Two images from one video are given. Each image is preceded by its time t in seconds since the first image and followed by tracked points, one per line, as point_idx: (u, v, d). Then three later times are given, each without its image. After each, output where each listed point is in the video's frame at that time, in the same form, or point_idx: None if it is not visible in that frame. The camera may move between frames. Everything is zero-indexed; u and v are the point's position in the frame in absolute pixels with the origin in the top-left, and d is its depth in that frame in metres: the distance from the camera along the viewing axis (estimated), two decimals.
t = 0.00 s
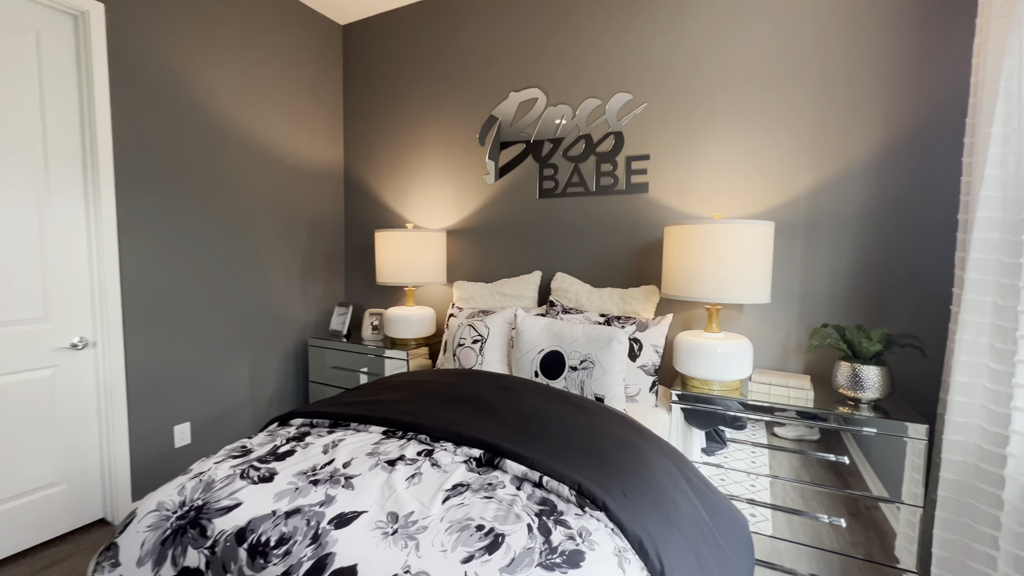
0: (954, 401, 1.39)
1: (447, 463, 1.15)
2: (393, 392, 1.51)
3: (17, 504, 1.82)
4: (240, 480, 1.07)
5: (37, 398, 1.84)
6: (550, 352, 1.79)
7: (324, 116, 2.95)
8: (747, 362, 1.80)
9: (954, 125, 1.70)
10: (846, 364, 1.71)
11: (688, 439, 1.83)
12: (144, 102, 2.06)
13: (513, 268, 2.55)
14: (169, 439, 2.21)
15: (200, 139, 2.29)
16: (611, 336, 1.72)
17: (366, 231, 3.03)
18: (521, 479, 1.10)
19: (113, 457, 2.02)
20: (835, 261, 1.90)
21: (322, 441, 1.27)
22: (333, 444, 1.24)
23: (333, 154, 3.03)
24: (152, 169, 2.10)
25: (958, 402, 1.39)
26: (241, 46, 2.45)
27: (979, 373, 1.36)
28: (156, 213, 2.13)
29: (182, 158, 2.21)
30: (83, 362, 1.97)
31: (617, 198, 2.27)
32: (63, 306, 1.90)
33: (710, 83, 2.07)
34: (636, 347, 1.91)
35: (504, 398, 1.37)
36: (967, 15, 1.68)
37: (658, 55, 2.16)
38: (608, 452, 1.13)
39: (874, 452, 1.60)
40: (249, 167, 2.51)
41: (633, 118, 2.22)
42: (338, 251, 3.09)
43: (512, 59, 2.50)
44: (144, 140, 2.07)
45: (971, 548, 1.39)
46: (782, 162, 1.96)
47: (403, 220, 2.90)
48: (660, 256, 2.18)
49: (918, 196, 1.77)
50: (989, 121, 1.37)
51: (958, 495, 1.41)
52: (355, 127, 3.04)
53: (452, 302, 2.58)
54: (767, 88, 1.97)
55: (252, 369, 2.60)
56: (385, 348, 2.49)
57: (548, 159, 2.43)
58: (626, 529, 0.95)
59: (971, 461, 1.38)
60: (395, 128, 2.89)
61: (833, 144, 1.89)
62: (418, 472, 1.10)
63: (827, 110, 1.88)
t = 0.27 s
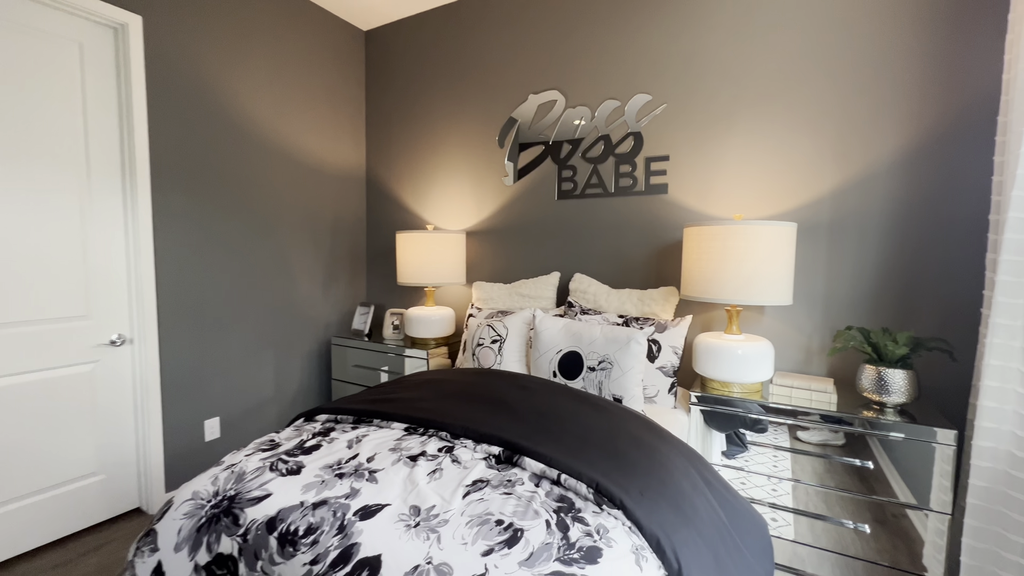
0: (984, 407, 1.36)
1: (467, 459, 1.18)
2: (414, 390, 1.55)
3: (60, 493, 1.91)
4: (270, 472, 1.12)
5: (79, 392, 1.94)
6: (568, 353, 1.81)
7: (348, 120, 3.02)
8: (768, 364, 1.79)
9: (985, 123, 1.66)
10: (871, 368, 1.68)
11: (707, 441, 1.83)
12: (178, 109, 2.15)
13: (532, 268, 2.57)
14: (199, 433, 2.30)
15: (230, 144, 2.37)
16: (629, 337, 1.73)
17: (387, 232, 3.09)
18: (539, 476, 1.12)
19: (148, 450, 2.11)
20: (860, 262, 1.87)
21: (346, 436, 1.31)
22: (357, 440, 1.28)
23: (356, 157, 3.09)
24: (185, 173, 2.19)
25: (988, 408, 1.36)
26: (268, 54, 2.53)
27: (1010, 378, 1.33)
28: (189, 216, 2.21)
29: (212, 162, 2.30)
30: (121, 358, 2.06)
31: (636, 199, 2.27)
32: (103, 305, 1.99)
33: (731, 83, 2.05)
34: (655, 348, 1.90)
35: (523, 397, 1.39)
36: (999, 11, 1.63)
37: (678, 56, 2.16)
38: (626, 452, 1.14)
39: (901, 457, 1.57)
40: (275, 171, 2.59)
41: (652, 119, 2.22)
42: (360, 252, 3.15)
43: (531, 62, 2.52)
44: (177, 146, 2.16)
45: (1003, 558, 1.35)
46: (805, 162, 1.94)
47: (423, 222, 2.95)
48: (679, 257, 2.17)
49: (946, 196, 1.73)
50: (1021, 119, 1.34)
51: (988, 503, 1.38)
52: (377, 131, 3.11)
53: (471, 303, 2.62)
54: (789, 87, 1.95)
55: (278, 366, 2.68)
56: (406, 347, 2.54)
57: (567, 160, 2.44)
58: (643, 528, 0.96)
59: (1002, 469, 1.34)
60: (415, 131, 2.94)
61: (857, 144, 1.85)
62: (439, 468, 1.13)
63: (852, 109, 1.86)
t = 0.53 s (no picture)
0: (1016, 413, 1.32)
1: (487, 456, 1.21)
2: (436, 389, 1.58)
3: (100, 483, 2.00)
4: (299, 466, 1.16)
5: (117, 386, 2.03)
6: (587, 353, 1.82)
7: (370, 123, 3.09)
8: (792, 367, 1.76)
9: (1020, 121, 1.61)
10: (898, 372, 1.65)
11: (729, 444, 1.81)
12: (209, 116, 2.23)
13: (552, 269, 2.58)
14: (228, 428, 2.38)
15: (258, 148, 2.45)
16: (649, 338, 1.73)
17: (408, 233, 3.14)
18: (559, 475, 1.14)
19: (180, 443, 2.20)
20: (887, 264, 1.83)
21: (371, 432, 1.35)
22: (381, 436, 1.32)
23: (378, 160, 3.15)
24: (216, 177, 2.27)
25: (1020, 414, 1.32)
26: (294, 61, 2.60)
27: None
28: (219, 218, 2.29)
29: (241, 167, 2.37)
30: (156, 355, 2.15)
31: (656, 200, 2.26)
32: (139, 304, 2.08)
33: (753, 83, 2.03)
34: (675, 350, 1.90)
35: (543, 397, 1.41)
36: None
37: (699, 56, 2.14)
38: (645, 453, 1.15)
39: (931, 464, 1.52)
40: (301, 174, 2.66)
41: (673, 120, 2.22)
42: (382, 253, 3.21)
43: (551, 65, 2.54)
44: (209, 150, 2.24)
45: None
46: (829, 162, 1.91)
47: (443, 223, 2.99)
48: (699, 258, 2.16)
49: (978, 196, 1.68)
50: None
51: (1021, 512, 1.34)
52: (399, 134, 3.16)
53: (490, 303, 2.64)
54: (814, 86, 1.92)
55: (302, 364, 2.75)
56: (426, 347, 2.58)
57: (586, 161, 2.45)
58: (663, 527, 0.96)
59: None
60: (436, 134, 2.98)
61: (884, 143, 1.82)
62: (461, 465, 1.15)
63: (878, 108, 1.82)
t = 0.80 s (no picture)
0: None
1: (507, 454, 1.22)
2: (456, 388, 1.60)
3: (135, 475, 2.09)
4: (323, 461, 1.20)
5: (150, 382, 2.11)
6: (605, 354, 1.82)
7: (391, 126, 3.14)
8: (815, 370, 1.72)
9: None
10: (925, 376, 1.61)
11: (750, 447, 1.78)
12: (238, 121, 2.31)
13: (570, 270, 2.59)
14: (254, 424, 2.45)
15: (283, 152, 2.51)
16: (668, 340, 1.73)
17: (428, 234, 3.18)
18: (578, 474, 1.15)
19: (209, 437, 2.27)
20: (914, 265, 1.79)
21: (392, 429, 1.38)
22: (403, 433, 1.35)
23: (398, 162, 3.21)
24: (243, 180, 2.35)
25: None
26: (318, 66, 2.67)
27: None
28: (246, 220, 2.37)
29: (267, 170, 2.45)
30: (187, 353, 2.23)
31: (675, 201, 2.25)
32: (172, 303, 2.16)
33: (775, 82, 2.01)
34: (694, 351, 1.89)
35: (561, 397, 1.42)
36: None
37: (720, 55, 2.13)
38: (664, 453, 1.15)
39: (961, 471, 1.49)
40: (324, 177, 2.73)
41: (693, 120, 2.20)
42: (402, 254, 3.26)
43: (570, 66, 2.55)
44: (237, 154, 2.32)
45: None
46: (853, 161, 1.88)
47: (462, 224, 3.02)
48: (720, 259, 2.14)
49: (1012, 195, 1.63)
50: None
51: None
52: (419, 136, 3.21)
53: (508, 304, 2.66)
54: (838, 85, 1.89)
55: (325, 362, 2.81)
56: (445, 346, 2.61)
57: (605, 163, 2.45)
58: (681, 528, 0.97)
59: None
60: (456, 136, 3.02)
61: (911, 142, 1.78)
62: (480, 462, 1.17)
63: (905, 106, 1.78)
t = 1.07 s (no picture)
0: None
1: (525, 451, 1.24)
2: (474, 386, 1.62)
3: (165, 466, 2.16)
4: (347, 454, 1.23)
5: (180, 377, 2.18)
6: (623, 354, 1.82)
7: (410, 128, 3.18)
8: (838, 370, 1.69)
9: None
10: (954, 378, 1.57)
11: (770, 449, 1.76)
12: (263, 124, 2.37)
13: (587, 270, 2.59)
14: (278, 420, 2.52)
15: (306, 154, 2.57)
16: (687, 339, 1.72)
17: (446, 234, 3.22)
18: (596, 471, 1.16)
19: (235, 432, 2.34)
20: (942, 265, 1.75)
21: (413, 425, 1.41)
22: (423, 429, 1.37)
23: (417, 164, 3.25)
24: (268, 181, 2.41)
25: None
26: (339, 70, 2.72)
27: None
28: (270, 221, 2.43)
29: (291, 172, 2.51)
30: (214, 350, 2.30)
31: (694, 200, 2.23)
32: (200, 301, 2.23)
33: (797, 79, 1.98)
34: (713, 352, 1.87)
35: (579, 395, 1.43)
36: None
37: (740, 53, 2.11)
38: (682, 452, 1.15)
39: (992, 477, 1.44)
40: (345, 178, 2.78)
41: (712, 119, 2.18)
42: (420, 254, 3.30)
43: (588, 67, 2.55)
44: (262, 157, 2.38)
45: None
46: (878, 159, 1.84)
47: (480, 225, 3.04)
48: (740, 259, 2.12)
49: None
50: None
51: None
52: (437, 138, 3.24)
53: (526, 303, 2.68)
54: (863, 81, 1.85)
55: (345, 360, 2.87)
56: (463, 345, 2.64)
57: (623, 162, 2.44)
58: (700, 526, 0.96)
59: None
60: (474, 137, 3.05)
61: (939, 139, 1.74)
62: (499, 458, 1.19)
63: (932, 103, 1.74)
